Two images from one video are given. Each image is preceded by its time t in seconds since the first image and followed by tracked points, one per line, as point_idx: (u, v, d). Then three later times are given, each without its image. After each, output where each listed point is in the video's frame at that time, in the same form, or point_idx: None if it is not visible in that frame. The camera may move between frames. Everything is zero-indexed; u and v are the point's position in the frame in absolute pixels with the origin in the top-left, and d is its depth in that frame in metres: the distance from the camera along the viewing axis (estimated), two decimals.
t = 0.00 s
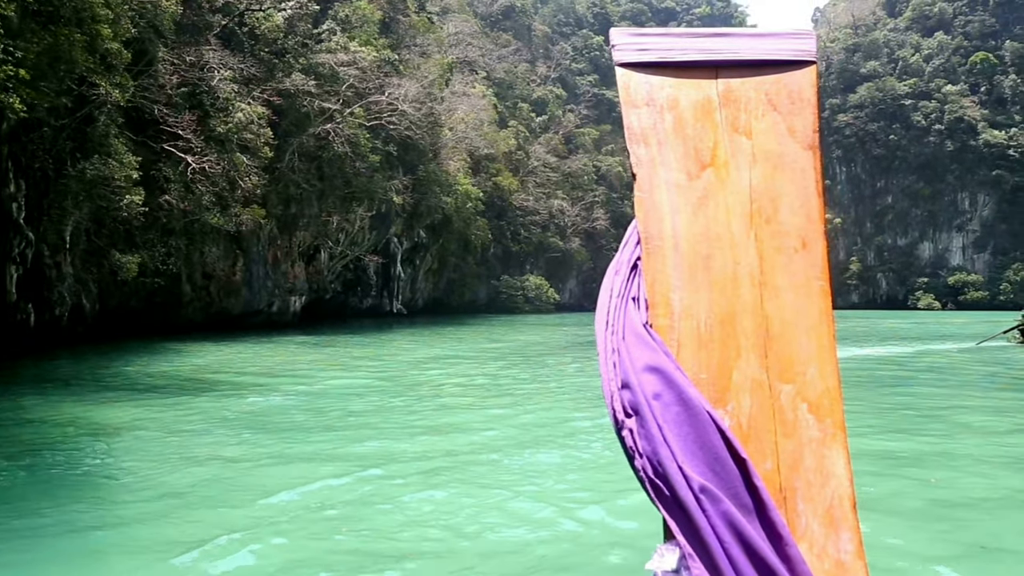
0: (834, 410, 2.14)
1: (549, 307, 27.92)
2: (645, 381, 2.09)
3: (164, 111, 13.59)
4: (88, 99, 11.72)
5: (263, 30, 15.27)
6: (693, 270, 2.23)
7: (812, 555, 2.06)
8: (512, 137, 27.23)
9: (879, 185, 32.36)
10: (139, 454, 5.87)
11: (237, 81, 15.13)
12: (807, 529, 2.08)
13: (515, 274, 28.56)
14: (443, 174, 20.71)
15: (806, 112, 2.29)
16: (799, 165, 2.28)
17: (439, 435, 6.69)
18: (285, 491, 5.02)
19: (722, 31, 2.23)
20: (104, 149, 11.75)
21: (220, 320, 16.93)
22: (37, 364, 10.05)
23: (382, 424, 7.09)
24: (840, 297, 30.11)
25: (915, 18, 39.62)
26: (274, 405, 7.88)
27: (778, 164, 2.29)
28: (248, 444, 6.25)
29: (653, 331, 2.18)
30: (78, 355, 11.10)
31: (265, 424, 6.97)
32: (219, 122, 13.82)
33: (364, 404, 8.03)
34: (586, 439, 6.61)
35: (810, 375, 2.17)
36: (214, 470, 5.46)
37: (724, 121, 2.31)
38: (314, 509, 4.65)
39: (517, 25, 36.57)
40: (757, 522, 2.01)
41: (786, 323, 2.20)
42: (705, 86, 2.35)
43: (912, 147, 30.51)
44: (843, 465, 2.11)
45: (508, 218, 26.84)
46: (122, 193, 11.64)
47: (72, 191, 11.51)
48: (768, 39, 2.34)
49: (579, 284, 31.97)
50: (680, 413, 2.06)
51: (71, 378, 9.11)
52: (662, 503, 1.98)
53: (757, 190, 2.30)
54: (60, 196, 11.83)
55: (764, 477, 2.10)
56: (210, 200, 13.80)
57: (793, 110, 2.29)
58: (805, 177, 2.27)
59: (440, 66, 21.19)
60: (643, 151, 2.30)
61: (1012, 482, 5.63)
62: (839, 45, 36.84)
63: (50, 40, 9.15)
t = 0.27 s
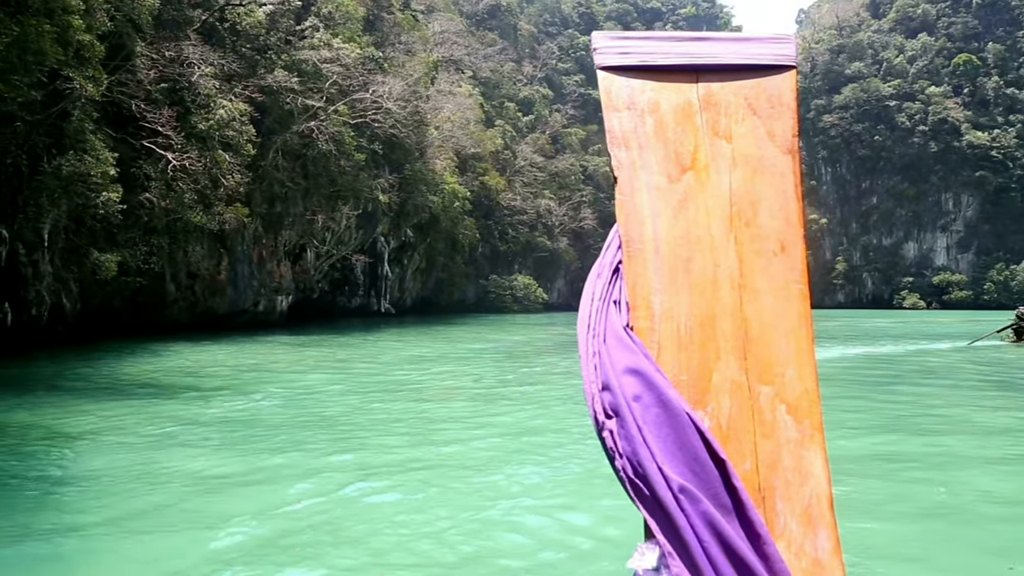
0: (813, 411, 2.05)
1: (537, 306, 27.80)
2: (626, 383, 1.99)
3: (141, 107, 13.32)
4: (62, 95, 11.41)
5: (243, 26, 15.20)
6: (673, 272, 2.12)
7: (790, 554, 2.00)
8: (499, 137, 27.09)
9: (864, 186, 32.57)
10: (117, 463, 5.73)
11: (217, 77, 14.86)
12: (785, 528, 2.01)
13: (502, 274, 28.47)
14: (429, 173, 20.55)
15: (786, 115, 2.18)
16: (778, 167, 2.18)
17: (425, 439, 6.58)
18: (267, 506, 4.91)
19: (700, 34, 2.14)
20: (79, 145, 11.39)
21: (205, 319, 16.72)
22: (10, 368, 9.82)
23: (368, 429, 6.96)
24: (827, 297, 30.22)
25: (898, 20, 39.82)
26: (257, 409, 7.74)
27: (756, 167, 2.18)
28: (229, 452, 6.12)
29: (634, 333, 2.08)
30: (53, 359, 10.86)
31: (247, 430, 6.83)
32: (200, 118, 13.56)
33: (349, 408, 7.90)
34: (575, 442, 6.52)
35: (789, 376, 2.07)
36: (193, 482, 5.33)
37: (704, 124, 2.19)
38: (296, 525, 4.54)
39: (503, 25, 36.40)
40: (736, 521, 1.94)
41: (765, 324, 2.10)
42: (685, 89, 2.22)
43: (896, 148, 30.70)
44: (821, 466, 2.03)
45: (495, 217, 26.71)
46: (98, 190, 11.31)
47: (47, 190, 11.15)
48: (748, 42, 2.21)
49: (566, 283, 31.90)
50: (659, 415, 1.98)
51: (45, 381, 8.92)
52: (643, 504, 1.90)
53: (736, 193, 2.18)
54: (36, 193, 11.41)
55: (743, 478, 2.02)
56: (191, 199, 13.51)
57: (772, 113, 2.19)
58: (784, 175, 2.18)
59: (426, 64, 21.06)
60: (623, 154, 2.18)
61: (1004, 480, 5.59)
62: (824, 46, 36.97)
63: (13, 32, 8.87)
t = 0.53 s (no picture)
0: (786, 414, 2.05)
1: (519, 306, 27.76)
2: (603, 385, 1.99)
3: (113, 101, 13.14)
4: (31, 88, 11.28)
5: (221, 21, 14.94)
6: (651, 273, 2.13)
7: (762, 555, 1.98)
8: (481, 136, 27.05)
9: (844, 186, 32.86)
10: (104, 458, 5.68)
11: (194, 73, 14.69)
12: (758, 530, 1.99)
13: (484, 273, 28.40)
14: (410, 172, 20.42)
15: (765, 121, 2.18)
16: (756, 172, 2.18)
17: (415, 437, 6.56)
18: (258, 497, 4.89)
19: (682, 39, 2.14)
20: (48, 138, 11.17)
21: (183, 318, 16.50)
22: None
23: (356, 427, 6.94)
24: (807, 296, 30.39)
25: (877, 22, 40.18)
26: (243, 407, 7.69)
27: (733, 172, 2.19)
28: (218, 448, 6.08)
29: (614, 335, 2.07)
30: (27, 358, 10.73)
31: (234, 427, 6.78)
32: (175, 114, 13.35)
33: (337, 405, 7.87)
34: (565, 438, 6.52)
35: (763, 379, 2.07)
36: (181, 475, 5.29)
37: (683, 128, 2.21)
38: (289, 516, 4.53)
39: (485, 25, 36.37)
40: (710, 523, 1.92)
41: (741, 327, 2.10)
42: (664, 94, 2.24)
43: (875, 149, 31.06)
44: (794, 469, 2.02)
45: (477, 216, 26.64)
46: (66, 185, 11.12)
47: (15, 186, 10.91)
48: (728, 46, 2.23)
49: (548, 283, 31.90)
50: (635, 415, 1.96)
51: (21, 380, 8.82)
52: (615, 502, 1.90)
53: (714, 198, 2.19)
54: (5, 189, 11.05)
55: (716, 479, 2.01)
56: (166, 195, 13.26)
57: (752, 118, 2.19)
58: (760, 178, 2.18)
59: (407, 61, 20.96)
60: (603, 156, 2.19)
61: (989, 475, 5.64)
62: (803, 48, 37.26)
63: None
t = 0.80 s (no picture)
0: (761, 413, 1.86)
1: (495, 306, 27.62)
2: (578, 381, 1.78)
3: (81, 92, 12.81)
4: None
5: (196, 16, 14.40)
6: (627, 267, 1.90)
7: (735, 556, 1.80)
8: (459, 135, 26.89)
9: (820, 186, 33.05)
10: (65, 465, 5.39)
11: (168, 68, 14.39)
12: (731, 530, 1.80)
13: (461, 272, 28.24)
14: (387, 170, 20.22)
15: (742, 120, 1.96)
16: (733, 172, 1.96)
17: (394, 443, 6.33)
18: (231, 506, 4.64)
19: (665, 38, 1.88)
20: (10, 132, 10.85)
21: (151, 318, 16.14)
22: None
23: (334, 432, 6.69)
24: (784, 296, 30.43)
25: (852, 25, 40.50)
26: (214, 410, 7.41)
27: (712, 171, 1.96)
28: (188, 453, 5.81)
29: (587, 332, 1.85)
30: None
31: (205, 431, 6.51)
32: (147, 109, 13.02)
33: (314, 409, 7.61)
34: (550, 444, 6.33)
35: (741, 378, 1.87)
36: (149, 483, 5.03)
37: (662, 128, 1.95)
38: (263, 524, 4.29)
39: (464, 23, 36.18)
40: (682, 523, 1.73)
41: (717, 326, 1.89)
42: (644, 93, 1.98)
43: (851, 149, 31.39)
44: (768, 468, 1.83)
45: (454, 215, 26.47)
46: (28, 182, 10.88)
47: None
48: (709, 47, 1.98)
49: (525, 282, 31.80)
50: (611, 413, 1.76)
51: None
52: (588, 501, 1.70)
53: (692, 196, 1.96)
54: None
55: (689, 479, 1.82)
56: (135, 191, 13.03)
57: (729, 119, 1.96)
58: (736, 175, 1.96)
59: (385, 58, 20.74)
60: (583, 155, 1.94)
61: (983, 481, 5.52)
62: (780, 49, 37.47)
63: None
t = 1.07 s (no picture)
0: (733, 411, 1.85)
1: (475, 306, 27.46)
2: (552, 379, 1.76)
3: (48, 85, 12.51)
4: None
5: (172, 8, 14.18)
6: (602, 266, 1.87)
7: (705, 553, 1.80)
8: (438, 134, 26.71)
9: (797, 186, 33.17)
10: (40, 476, 5.33)
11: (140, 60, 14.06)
12: (702, 528, 1.80)
13: (440, 273, 28.05)
14: (365, 168, 20.03)
15: (718, 121, 1.93)
16: (708, 171, 1.94)
17: (384, 450, 6.24)
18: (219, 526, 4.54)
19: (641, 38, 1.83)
20: None
21: (122, 318, 15.84)
22: None
23: (322, 439, 6.58)
24: (763, 297, 30.19)
25: (830, 25, 40.74)
26: (197, 417, 7.27)
27: (685, 170, 1.94)
28: (173, 467, 5.69)
29: (563, 330, 1.83)
30: None
31: (190, 440, 6.38)
32: (117, 103, 12.77)
33: (300, 414, 7.49)
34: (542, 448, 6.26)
35: (712, 376, 1.86)
36: (134, 501, 4.90)
37: (639, 126, 1.92)
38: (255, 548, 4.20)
39: (444, 21, 35.99)
40: (654, 521, 1.73)
41: (690, 325, 1.88)
42: (620, 93, 1.94)
43: (829, 149, 31.59)
44: (739, 466, 1.83)
45: (433, 215, 26.31)
46: None
47: None
48: (684, 45, 1.95)
49: (505, 282, 31.68)
50: (583, 410, 1.75)
51: None
52: (561, 498, 1.69)
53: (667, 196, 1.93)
54: None
55: (661, 477, 1.81)
56: (104, 187, 12.75)
57: (704, 120, 1.92)
58: (712, 176, 1.94)
59: (363, 54, 20.50)
60: (559, 152, 1.90)
61: (975, 480, 5.52)
62: (759, 49, 37.64)
63: None
